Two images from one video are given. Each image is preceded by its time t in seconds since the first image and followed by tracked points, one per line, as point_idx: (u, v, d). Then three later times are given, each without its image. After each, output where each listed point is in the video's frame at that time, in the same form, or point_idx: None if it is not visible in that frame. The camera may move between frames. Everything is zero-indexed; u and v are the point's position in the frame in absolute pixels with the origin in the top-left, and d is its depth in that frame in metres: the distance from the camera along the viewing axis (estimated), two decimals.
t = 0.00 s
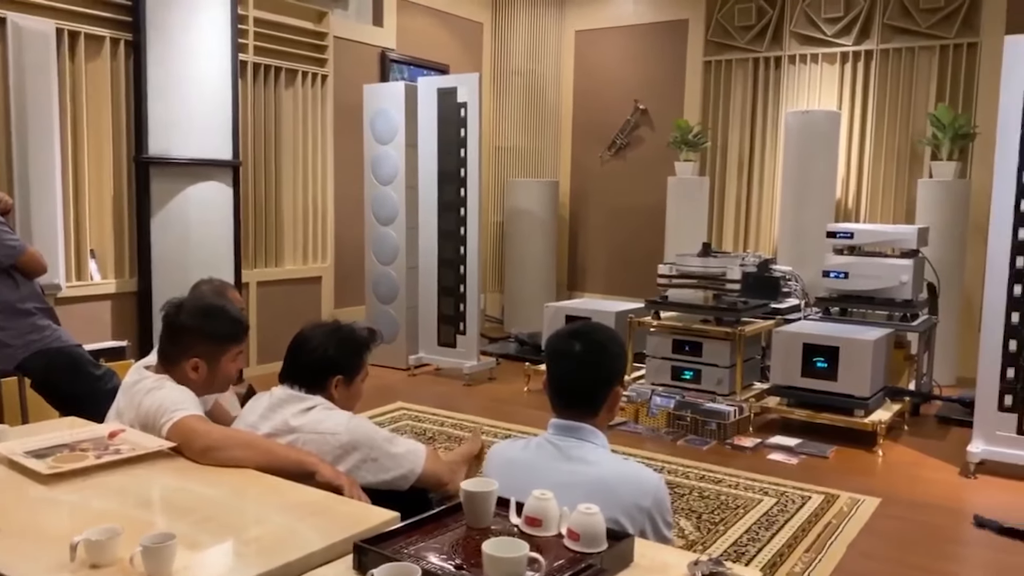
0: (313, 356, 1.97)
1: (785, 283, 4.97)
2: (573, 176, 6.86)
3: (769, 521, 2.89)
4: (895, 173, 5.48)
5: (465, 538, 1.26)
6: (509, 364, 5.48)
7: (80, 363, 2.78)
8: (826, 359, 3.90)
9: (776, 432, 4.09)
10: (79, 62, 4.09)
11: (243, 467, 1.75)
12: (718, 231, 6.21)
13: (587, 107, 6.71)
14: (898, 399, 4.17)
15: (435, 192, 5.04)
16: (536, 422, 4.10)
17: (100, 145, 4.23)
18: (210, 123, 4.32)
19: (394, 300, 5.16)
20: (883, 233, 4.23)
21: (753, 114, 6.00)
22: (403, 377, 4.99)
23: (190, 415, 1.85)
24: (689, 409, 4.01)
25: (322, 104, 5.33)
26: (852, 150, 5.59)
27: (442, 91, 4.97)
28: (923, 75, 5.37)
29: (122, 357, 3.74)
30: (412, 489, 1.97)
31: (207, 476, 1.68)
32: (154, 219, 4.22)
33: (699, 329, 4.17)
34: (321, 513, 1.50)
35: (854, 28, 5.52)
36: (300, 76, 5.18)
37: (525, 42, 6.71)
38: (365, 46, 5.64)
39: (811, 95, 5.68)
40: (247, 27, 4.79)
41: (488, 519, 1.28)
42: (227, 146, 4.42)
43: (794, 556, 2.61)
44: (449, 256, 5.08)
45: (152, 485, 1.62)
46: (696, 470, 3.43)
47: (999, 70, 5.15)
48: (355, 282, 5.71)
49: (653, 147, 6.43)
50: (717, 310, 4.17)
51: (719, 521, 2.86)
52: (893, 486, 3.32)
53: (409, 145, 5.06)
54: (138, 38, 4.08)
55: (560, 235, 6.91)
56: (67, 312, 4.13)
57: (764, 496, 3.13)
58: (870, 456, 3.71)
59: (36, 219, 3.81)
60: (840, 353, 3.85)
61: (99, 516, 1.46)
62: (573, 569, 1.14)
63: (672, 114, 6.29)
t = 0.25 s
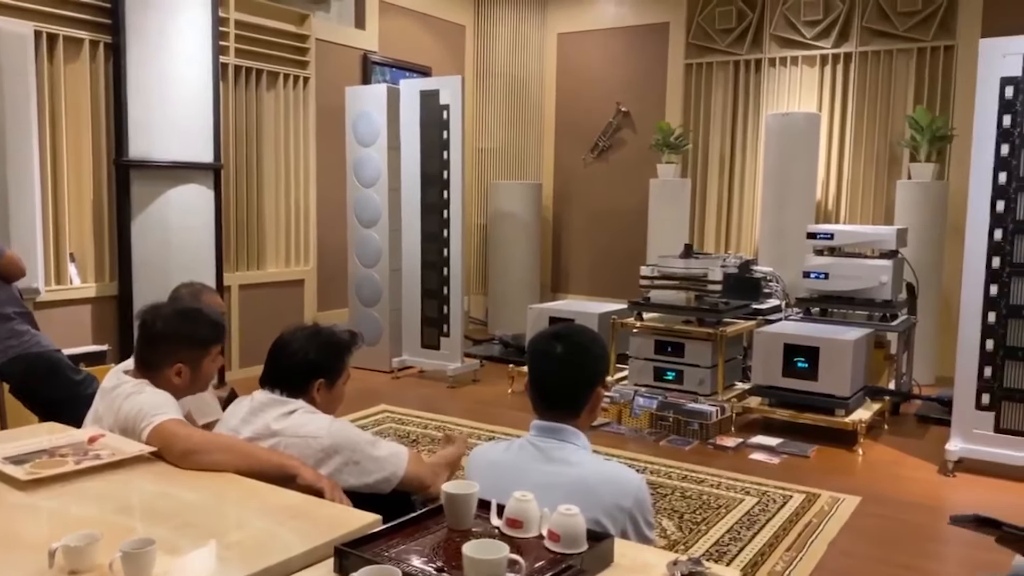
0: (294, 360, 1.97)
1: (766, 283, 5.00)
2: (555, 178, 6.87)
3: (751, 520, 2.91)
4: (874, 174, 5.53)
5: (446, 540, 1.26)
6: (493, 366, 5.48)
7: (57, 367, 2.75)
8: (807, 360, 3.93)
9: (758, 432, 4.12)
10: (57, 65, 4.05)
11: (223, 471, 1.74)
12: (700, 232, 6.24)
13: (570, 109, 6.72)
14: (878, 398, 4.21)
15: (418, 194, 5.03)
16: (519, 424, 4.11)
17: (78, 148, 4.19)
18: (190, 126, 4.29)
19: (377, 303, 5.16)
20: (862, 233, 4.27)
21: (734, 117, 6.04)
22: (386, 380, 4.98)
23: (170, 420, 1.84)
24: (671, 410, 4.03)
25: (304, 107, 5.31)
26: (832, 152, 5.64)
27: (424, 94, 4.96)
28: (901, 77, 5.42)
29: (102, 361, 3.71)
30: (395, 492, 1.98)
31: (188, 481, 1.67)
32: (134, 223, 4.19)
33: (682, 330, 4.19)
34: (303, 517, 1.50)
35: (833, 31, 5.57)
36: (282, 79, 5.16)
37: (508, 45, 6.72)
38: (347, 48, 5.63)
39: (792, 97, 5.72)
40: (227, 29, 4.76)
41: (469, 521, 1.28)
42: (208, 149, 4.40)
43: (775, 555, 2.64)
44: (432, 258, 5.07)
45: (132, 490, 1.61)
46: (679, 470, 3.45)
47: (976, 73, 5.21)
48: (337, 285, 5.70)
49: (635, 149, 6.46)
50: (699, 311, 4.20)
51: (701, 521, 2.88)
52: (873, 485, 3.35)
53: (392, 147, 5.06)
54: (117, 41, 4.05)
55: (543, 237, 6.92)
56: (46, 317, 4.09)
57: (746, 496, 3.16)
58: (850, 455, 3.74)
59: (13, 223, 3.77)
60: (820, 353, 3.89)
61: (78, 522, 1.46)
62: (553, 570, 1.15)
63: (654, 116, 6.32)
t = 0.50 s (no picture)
0: (268, 363, 1.97)
1: (744, 284, 5.04)
2: (535, 179, 6.89)
3: (728, 519, 2.93)
4: (849, 175, 5.58)
5: (420, 540, 1.26)
6: (473, 367, 5.48)
7: (33, 372, 2.71)
8: (783, 359, 3.96)
9: (735, 431, 4.15)
10: (30, 67, 4.01)
11: (198, 475, 1.74)
12: (679, 234, 6.28)
13: (549, 111, 6.74)
14: (854, 397, 4.25)
15: (397, 196, 5.03)
16: (499, 425, 4.11)
17: (53, 150, 4.15)
18: (167, 129, 4.27)
19: (356, 305, 5.14)
20: (837, 234, 4.32)
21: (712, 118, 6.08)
22: (365, 383, 4.97)
23: (144, 423, 1.83)
24: (650, 410, 4.05)
25: (281, 109, 5.29)
26: (809, 153, 5.69)
27: (403, 96, 4.96)
28: (875, 79, 5.48)
29: (77, 366, 3.68)
30: (371, 494, 1.98)
31: (163, 485, 1.67)
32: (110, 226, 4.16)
33: (660, 331, 4.22)
34: (278, 520, 1.50)
35: (808, 33, 5.62)
36: (259, 81, 5.14)
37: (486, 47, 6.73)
38: (324, 50, 5.61)
39: (768, 99, 5.77)
40: (204, 31, 4.74)
41: (442, 521, 1.29)
42: (185, 151, 4.37)
43: (751, 552, 2.66)
44: (412, 260, 5.03)
45: (106, 495, 1.60)
46: (657, 470, 3.47)
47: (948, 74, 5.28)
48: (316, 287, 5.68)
49: (613, 150, 6.48)
50: (678, 312, 4.23)
51: (679, 520, 2.90)
52: (849, 482, 3.39)
53: (370, 149, 5.05)
54: (91, 43, 4.01)
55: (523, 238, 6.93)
56: (20, 322, 4.05)
57: (723, 494, 3.18)
58: (827, 453, 3.78)
59: None
60: (797, 352, 3.92)
61: (50, 527, 1.45)
62: (525, 569, 1.15)
63: (632, 118, 6.36)
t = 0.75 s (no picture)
0: (249, 365, 1.96)
1: (725, 284, 5.07)
2: (517, 180, 6.90)
3: (709, 517, 2.94)
4: (828, 175, 5.63)
5: (398, 541, 1.26)
6: (456, 368, 5.48)
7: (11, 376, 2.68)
8: (764, 358, 3.99)
9: (717, 430, 4.17)
10: (7, 69, 3.98)
11: (178, 478, 1.73)
12: (661, 234, 6.31)
13: (531, 113, 6.75)
14: (834, 395, 4.29)
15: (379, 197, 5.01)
16: (482, 426, 4.11)
17: (30, 153, 4.12)
18: (146, 131, 4.24)
19: (338, 307, 5.13)
20: (816, 234, 4.35)
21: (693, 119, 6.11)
22: (348, 385, 4.96)
23: (122, 427, 1.82)
24: (632, 410, 4.07)
25: (262, 110, 5.27)
26: (788, 154, 5.73)
27: (384, 97, 4.95)
28: (854, 80, 5.53)
29: (56, 370, 3.65)
30: (352, 496, 1.97)
31: (142, 488, 1.66)
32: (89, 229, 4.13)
33: (642, 331, 4.23)
34: (258, 522, 1.49)
35: (787, 35, 5.66)
36: (239, 83, 5.12)
37: (468, 49, 6.73)
38: (305, 51, 5.60)
39: (748, 100, 5.81)
40: (184, 33, 4.71)
41: (421, 522, 1.29)
42: (164, 154, 4.35)
43: (732, 550, 2.68)
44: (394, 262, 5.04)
45: (84, 499, 1.59)
46: (639, 469, 3.48)
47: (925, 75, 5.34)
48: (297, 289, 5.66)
49: (595, 151, 6.50)
50: (659, 312, 4.26)
51: (660, 519, 2.91)
52: (829, 480, 3.41)
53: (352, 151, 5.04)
54: (69, 45, 3.98)
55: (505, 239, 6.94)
56: None
57: (704, 493, 3.20)
58: (807, 451, 3.81)
59: None
60: (777, 351, 3.95)
61: (27, 532, 1.44)
62: (502, 569, 1.16)
63: (614, 119, 6.38)
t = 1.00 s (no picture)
0: (226, 368, 1.96)
1: (705, 283, 5.09)
2: (498, 181, 6.90)
3: (690, 516, 2.96)
4: (807, 175, 5.67)
5: (376, 543, 1.26)
6: (438, 369, 5.47)
7: None
8: (743, 357, 4.01)
9: (698, 429, 4.19)
10: None
11: (155, 482, 1.72)
12: (641, 235, 6.33)
13: (511, 114, 6.76)
14: (813, 393, 4.32)
15: (359, 198, 4.99)
16: (463, 427, 4.11)
17: (5, 156, 4.07)
18: (124, 134, 4.21)
19: (319, 310, 5.11)
20: (795, 233, 4.39)
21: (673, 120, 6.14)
22: (329, 387, 4.94)
23: (99, 431, 1.80)
24: (613, 410, 4.08)
25: (241, 111, 5.24)
26: (768, 154, 5.77)
27: (364, 99, 4.94)
28: (831, 80, 5.58)
29: (33, 375, 3.61)
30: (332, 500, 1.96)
31: (119, 494, 1.64)
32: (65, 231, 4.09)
33: (623, 331, 4.25)
34: (237, 526, 1.48)
35: (766, 36, 5.70)
36: (218, 84, 5.08)
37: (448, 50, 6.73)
38: (284, 52, 5.57)
39: (727, 101, 5.84)
40: (161, 34, 4.67)
41: (399, 524, 1.29)
42: (142, 157, 4.32)
43: (713, 549, 2.69)
44: (375, 263, 5.03)
45: (59, 505, 1.58)
46: (621, 469, 3.50)
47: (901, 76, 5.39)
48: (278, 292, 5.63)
49: (576, 152, 6.52)
50: (640, 312, 4.27)
51: (641, 518, 2.92)
52: (808, 478, 3.44)
53: (332, 152, 5.03)
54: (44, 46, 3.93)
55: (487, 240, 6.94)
56: None
57: (685, 492, 3.21)
58: (787, 449, 3.83)
59: None
60: (756, 350, 3.97)
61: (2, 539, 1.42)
62: (481, 569, 1.16)
63: (594, 120, 6.40)
